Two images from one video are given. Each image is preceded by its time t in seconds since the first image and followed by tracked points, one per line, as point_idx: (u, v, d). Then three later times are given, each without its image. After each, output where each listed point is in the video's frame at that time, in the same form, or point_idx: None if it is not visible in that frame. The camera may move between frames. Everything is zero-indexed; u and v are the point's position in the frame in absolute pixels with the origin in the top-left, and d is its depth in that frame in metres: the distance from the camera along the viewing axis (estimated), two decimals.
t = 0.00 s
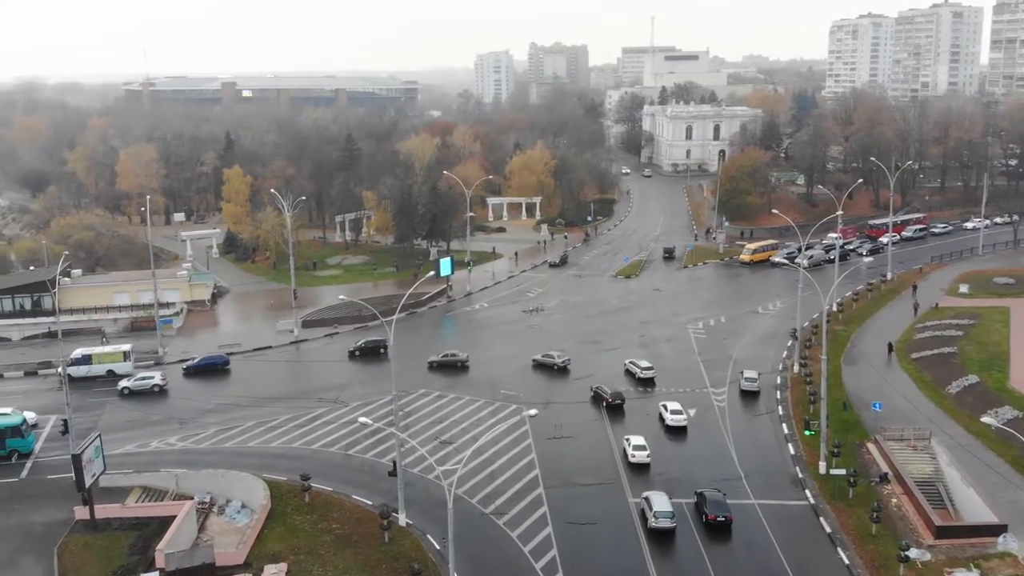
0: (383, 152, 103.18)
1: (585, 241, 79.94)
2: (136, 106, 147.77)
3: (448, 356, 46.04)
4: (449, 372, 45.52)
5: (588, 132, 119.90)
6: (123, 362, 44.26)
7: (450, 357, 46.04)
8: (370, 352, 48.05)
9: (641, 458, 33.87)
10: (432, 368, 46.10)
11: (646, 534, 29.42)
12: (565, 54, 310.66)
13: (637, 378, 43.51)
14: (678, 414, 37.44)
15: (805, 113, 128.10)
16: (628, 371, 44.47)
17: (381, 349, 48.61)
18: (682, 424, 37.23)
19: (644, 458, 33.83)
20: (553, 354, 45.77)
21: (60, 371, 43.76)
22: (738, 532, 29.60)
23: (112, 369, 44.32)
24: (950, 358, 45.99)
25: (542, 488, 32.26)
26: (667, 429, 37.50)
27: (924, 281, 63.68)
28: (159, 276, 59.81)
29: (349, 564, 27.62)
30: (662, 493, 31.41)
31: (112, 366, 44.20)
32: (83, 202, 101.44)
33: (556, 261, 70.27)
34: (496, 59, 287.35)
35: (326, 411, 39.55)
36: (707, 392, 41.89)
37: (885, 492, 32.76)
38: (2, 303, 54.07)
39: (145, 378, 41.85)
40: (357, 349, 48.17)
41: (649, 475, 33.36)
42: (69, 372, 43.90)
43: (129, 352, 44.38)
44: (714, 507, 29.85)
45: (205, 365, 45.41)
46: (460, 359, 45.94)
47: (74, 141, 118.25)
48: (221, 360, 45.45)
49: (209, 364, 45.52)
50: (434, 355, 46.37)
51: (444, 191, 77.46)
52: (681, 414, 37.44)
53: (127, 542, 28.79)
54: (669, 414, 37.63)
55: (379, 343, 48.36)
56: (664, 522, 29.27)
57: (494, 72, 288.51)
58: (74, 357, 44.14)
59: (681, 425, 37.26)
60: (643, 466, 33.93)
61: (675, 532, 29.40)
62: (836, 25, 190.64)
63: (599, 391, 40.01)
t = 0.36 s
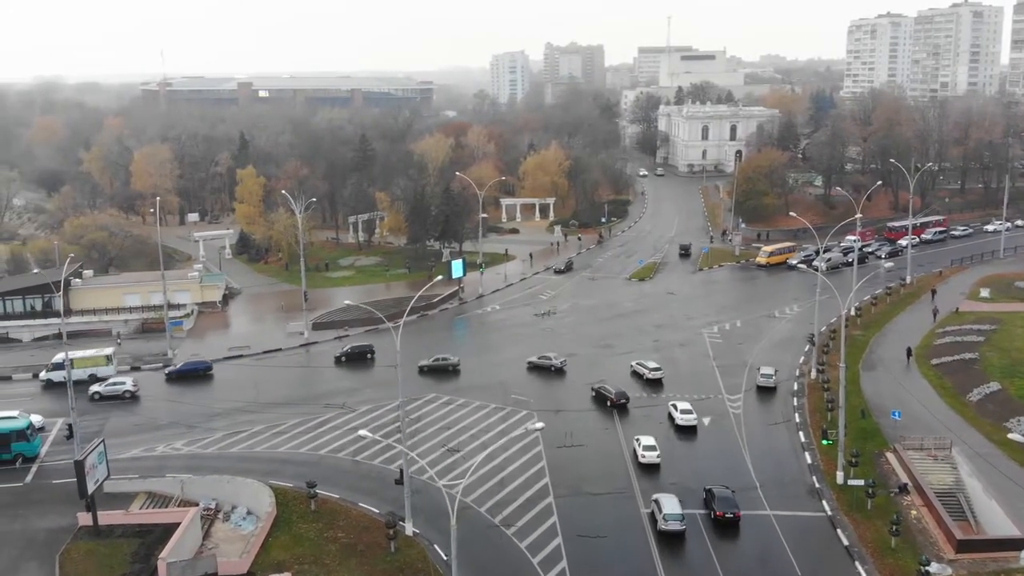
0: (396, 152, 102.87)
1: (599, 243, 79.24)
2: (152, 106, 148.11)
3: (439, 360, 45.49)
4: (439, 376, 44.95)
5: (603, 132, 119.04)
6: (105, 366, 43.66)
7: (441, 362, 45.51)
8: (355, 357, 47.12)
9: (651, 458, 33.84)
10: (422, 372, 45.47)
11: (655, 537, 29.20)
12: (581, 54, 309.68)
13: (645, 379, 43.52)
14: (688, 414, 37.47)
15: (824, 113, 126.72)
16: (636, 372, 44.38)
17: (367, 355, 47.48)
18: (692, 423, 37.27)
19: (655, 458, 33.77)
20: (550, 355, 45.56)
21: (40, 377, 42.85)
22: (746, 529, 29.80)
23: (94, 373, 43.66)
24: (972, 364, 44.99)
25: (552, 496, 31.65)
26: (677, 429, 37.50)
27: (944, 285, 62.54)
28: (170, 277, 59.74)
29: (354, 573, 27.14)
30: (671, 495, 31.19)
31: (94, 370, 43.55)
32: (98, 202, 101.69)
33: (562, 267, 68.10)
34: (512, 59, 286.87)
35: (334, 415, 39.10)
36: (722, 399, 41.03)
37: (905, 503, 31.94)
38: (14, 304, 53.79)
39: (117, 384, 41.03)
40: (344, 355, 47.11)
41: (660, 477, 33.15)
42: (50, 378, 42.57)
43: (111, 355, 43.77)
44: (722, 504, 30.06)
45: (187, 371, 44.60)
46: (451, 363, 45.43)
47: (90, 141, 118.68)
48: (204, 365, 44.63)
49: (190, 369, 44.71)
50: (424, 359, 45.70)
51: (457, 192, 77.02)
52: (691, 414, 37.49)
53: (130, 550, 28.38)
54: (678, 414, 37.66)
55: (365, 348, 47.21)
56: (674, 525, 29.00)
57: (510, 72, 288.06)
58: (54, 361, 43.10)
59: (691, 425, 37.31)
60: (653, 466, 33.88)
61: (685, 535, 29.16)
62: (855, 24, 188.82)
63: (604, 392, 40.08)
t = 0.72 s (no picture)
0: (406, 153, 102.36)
1: (608, 244, 78.56)
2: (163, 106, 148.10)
3: (424, 364, 44.85)
4: (425, 381, 44.34)
5: (614, 132, 118.21)
6: (83, 372, 43.20)
7: (426, 366, 44.90)
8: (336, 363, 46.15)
9: (657, 458, 33.80)
10: (407, 377, 44.82)
11: (661, 538, 29.07)
12: (593, 54, 308.85)
13: (648, 380, 43.28)
14: (694, 413, 37.51)
15: (837, 113, 125.51)
16: (639, 373, 44.15)
17: (348, 360, 46.46)
18: (697, 423, 37.28)
19: (661, 457, 33.74)
20: (540, 357, 45.45)
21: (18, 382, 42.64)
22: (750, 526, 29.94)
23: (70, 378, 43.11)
24: (988, 369, 44.10)
25: (558, 505, 31.04)
26: (684, 429, 37.46)
27: (960, 288, 61.55)
28: (177, 279, 59.46)
29: None
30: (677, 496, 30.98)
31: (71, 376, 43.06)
32: (108, 202, 101.62)
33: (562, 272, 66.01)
34: (523, 59, 286.14)
35: (339, 420, 38.59)
36: (733, 406, 40.23)
37: (920, 515, 31.12)
38: (20, 305, 53.23)
39: (83, 388, 40.37)
40: (324, 360, 46.17)
41: (666, 478, 33.04)
42: (27, 382, 42.19)
43: (88, 360, 43.31)
44: (727, 500, 30.25)
45: (165, 376, 43.80)
46: (437, 368, 44.80)
47: (101, 142, 118.77)
48: (182, 370, 43.73)
49: (168, 375, 43.88)
50: (410, 365, 45.07)
51: (466, 193, 76.46)
52: (697, 414, 37.54)
53: (128, 558, 27.87)
54: (684, 414, 37.70)
55: (346, 354, 46.26)
56: (679, 527, 28.86)
57: (521, 72, 287.50)
58: (32, 365, 42.47)
59: (697, 424, 37.33)
60: (659, 465, 33.85)
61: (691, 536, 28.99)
62: (868, 24, 187.26)
63: (602, 391, 40.20)
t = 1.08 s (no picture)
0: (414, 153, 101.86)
1: (618, 245, 77.88)
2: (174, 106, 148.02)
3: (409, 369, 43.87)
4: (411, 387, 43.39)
5: (624, 132, 117.37)
6: (58, 376, 42.50)
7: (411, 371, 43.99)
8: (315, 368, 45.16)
9: (663, 457, 33.81)
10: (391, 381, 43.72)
11: (667, 541, 28.88)
12: (604, 53, 307.73)
13: (650, 381, 43.12)
14: (699, 413, 37.53)
15: (850, 113, 124.23)
16: (640, 374, 44.09)
17: (328, 366, 45.48)
18: (702, 422, 37.29)
19: (667, 456, 33.76)
20: (529, 359, 45.08)
21: None
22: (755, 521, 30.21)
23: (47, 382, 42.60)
24: (1005, 375, 43.22)
25: (564, 514, 30.41)
26: (689, 429, 37.48)
27: (975, 291, 60.55)
28: (184, 280, 59.12)
29: None
30: (683, 497, 30.87)
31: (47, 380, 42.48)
32: (117, 202, 101.51)
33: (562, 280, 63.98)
34: (534, 59, 285.26)
35: (343, 425, 38.06)
36: (744, 412, 39.44)
37: (937, 527, 30.30)
38: (25, 306, 52.84)
39: (44, 395, 39.83)
40: (303, 366, 45.23)
41: (672, 477, 33.04)
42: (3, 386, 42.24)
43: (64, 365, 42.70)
44: (731, 496, 30.43)
45: (141, 380, 43.24)
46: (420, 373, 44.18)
47: (110, 141, 118.70)
48: (158, 375, 43.20)
49: (145, 379, 43.34)
50: (394, 369, 43.88)
51: (474, 194, 75.84)
52: (702, 412, 37.57)
53: (127, 565, 27.37)
54: (690, 413, 37.72)
55: (326, 360, 45.24)
56: (685, 528, 28.74)
57: (532, 71, 286.62)
58: (8, 368, 42.48)
59: (702, 423, 37.37)
60: (666, 465, 33.85)
61: (697, 538, 28.88)
62: (881, 23, 185.64)
63: (597, 391, 40.43)
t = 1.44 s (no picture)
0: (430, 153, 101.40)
1: (635, 247, 77.13)
2: (193, 106, 148.48)
3: (399, 374, 43.17)
4: (400, 390, 42.66)
5: (642, 132, 116.45)
6: (41, 379, 42.26)
7: (401, 375, 43.26)
8: (301, 373, 44.53)
9: (676, 457, 33.90)
10: (381, 387, 43.06)
11: (681, 543, 28.67)
12: (623, 54, 306.45)
13: (658, 382, 43.08)
14: (711, 413, 37.58)
15: (872, 114, 122.62)
16: (647, 376, 43.95)
17: (314, 372, 44.86)
18: (714, 421, 37.40)
19: (680, 456, 33.85)
20: (525, 362, 44.68)
21: None
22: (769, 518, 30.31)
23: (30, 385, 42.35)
24: None
25: (577, 524, 29.77)
26: (701, 429, 37.53)
27: (1000, 296, 59.35)
28: (198, 281, 59.00)
29: None
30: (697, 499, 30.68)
31: (30, 383, 42.26)
32: (135, 202, 101.80)
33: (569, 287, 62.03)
34: (553, 59, 284.80)
35: (355, 429, 37.60)
36: (763, 420, 38.63)
37: (961, 540, 29.40)
38: (39, 306, 52.85)
39: (13, 399, 39.28)
40: (289, 371, 44.67)
41: (686, 477, 33.12)
42: None
43: (46, 368, 42.25)
44: (744, 493, 30.55)
45: (125, 383, 42.81)
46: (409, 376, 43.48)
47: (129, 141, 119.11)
48: (141, 379, 42.72)
49: (129, 383, 42.94)
50: (383, 374, 43.29)
51: (490, 195, 75.23)
52: (714, 412, 37.62)
53: (133, 572, 27.02)
54: (701, 413, 37.77)
55: (311, 365, 44.64)
56: (698, 531, 28.53)
57: (550, 72, 285.72)
58: None
59: (714, 423, 37.44)
60: (679, 464, 33.93)
61: (710, 541, 28.63)
62: (903, 23, 183.44)
63: (596, 391, 40.48)
